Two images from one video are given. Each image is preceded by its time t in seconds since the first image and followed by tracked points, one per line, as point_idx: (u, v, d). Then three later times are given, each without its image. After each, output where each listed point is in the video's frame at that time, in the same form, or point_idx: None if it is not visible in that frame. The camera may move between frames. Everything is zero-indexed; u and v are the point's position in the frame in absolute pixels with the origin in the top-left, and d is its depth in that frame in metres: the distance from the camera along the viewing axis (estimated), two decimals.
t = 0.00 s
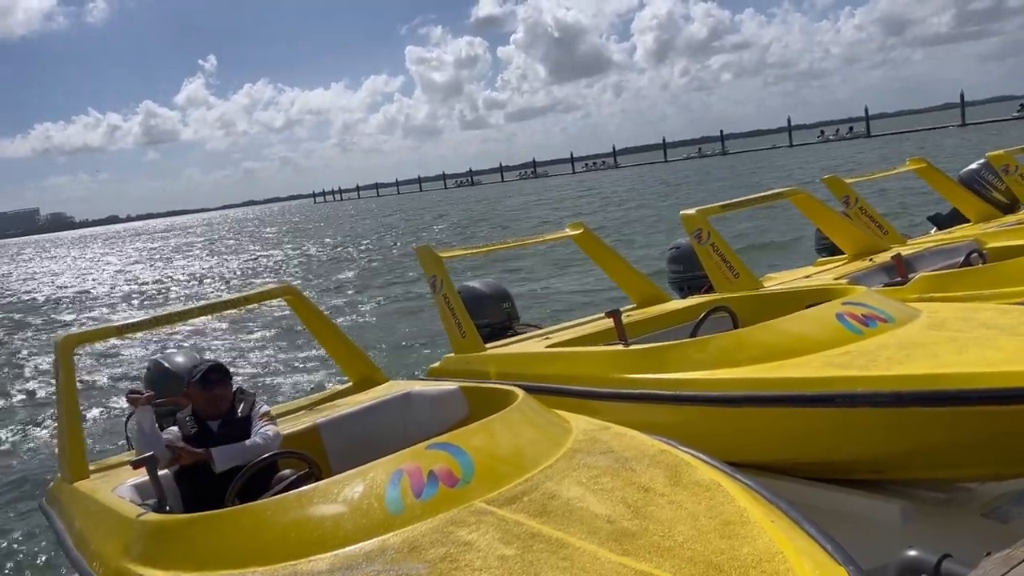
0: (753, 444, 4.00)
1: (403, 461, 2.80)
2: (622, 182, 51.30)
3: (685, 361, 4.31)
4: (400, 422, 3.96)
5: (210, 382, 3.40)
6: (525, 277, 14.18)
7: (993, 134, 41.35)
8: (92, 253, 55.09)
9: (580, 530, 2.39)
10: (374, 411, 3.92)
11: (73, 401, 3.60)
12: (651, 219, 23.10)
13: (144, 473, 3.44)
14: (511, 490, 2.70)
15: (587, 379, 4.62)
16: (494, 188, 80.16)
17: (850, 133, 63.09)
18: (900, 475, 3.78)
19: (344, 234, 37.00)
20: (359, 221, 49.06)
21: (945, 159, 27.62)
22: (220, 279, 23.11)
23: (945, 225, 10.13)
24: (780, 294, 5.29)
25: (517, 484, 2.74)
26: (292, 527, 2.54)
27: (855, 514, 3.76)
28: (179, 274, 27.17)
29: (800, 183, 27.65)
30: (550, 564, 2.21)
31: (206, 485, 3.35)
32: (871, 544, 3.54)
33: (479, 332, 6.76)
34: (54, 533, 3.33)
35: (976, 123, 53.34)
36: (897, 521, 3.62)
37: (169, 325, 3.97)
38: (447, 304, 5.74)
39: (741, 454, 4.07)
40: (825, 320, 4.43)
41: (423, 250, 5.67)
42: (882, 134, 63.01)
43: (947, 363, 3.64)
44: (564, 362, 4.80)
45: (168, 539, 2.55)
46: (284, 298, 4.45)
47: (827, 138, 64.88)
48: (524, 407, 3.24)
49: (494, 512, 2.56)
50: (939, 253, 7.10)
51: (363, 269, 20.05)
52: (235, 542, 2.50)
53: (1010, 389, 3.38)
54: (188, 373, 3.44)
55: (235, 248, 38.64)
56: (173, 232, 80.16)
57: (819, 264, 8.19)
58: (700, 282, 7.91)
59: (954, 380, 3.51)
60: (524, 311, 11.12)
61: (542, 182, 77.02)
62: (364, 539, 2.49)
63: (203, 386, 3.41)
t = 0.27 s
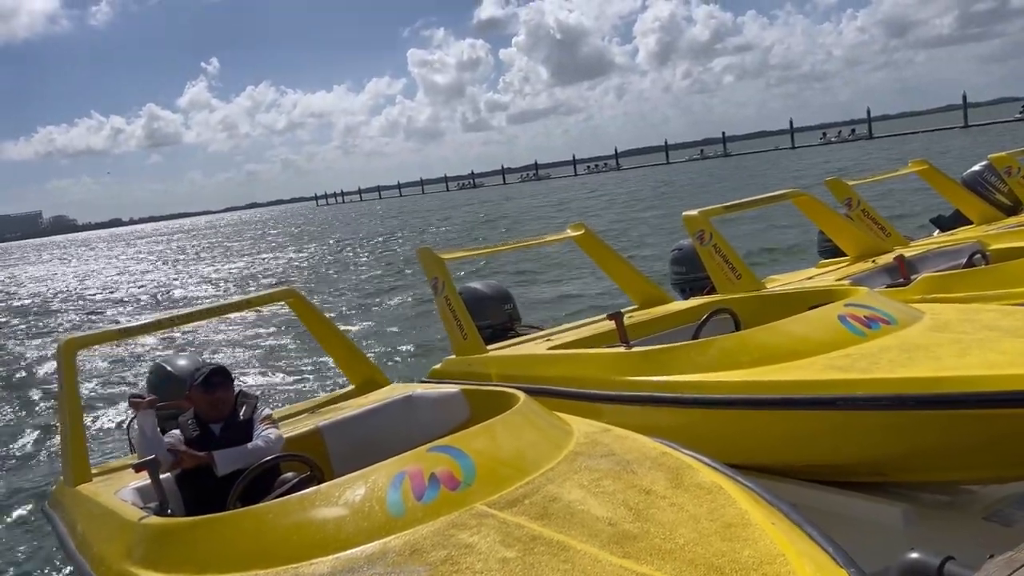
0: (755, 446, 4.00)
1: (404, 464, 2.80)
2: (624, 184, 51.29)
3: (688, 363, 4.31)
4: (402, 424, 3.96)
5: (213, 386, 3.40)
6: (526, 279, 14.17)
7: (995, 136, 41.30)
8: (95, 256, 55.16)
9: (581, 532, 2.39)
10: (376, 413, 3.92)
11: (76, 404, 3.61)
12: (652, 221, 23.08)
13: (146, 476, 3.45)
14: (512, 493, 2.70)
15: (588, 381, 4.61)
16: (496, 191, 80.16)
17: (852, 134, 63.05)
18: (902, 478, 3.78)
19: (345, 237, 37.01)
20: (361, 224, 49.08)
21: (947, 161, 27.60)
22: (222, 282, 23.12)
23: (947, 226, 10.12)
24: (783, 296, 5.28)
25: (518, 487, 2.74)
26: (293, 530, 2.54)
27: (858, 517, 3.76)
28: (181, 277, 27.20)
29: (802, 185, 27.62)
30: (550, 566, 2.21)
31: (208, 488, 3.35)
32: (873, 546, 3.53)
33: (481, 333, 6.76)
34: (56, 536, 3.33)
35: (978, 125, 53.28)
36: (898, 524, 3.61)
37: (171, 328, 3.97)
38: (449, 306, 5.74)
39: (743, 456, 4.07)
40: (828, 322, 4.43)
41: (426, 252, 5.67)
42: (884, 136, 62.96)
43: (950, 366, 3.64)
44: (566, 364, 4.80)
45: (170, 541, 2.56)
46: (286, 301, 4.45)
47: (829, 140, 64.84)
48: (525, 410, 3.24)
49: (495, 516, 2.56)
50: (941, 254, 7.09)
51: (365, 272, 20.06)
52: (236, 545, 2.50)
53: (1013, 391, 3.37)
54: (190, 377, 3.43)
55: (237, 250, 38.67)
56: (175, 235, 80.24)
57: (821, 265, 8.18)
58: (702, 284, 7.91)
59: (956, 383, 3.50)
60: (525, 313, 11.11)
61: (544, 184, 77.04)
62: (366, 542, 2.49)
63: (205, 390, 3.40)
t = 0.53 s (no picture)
0: (758, 446, 3.99)
1: (406, 465, 2.80)
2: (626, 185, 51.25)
3: (690, 364, 4.30)
4: (405, 426, 3.96)
5: (215, 388, 3.39)
6: (528, 280, 14.16)
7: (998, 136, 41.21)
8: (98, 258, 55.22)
9: (584, 534, 2.38)
10: (378, 414, 3.92)
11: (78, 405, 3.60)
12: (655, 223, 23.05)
13: (148, 478, 3.44)
14: (515, 494, 2.69)
15: (591, 382, 4.61)
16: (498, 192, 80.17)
17: (855, 135, 63.00)
18: (906, 478, 3.77)
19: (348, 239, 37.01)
20: (364, 225, 49.08)
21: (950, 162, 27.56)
22: (225, 284, 23.12)
23: (951, 227, 10.11)
24: (785, 296, 5.27)
25: (522, 488, 2.73)
26: (297, 532, 2.53)
27: (860, 518, 3.75)
28: (183, 279, 27.21)
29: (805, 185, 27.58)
30: (553, 568, 2.20)
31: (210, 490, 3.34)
32: (876, 547, 3.53)
33: (483, 335, 6.76)
34: (58, 537, 3.34)
35: (981, 125, 53.18)
36: (901, 524, 3.60)
37: (174, 329, 3.97)
38: (451, 307, 5.74)
39: (746, 457, 4.06)
40: (831, 322, 4.42)
41: (428, 253, 5.66)
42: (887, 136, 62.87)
43: (953, 367, 3.62)
44: (569, 365, 4.79)
45: (173, 543, 2.55)
46: (289, 302, 4.45)
47: (832, 141, 64.79)
48: (527, 411, 3.23)
49: (498, 517, 2.55)
50: (944, 255, 7.07)
51: (367, 274, 20.05)
52: (239, 547, 2.50)
53: (1018, 392, 3.35)
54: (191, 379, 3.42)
55: (240, 252, 38.70)
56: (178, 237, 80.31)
57: (824, 266, 8.17)
58: (704, 285, 7.90)
59: (960, 384, 3.49)
60: (528, 314, 11.10)
61: (546, 185, 77.02)
62: (369, 543, 2.49)
63: (207, 392, 3.40)
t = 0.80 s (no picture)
0: (761, 447, 3.99)
1: (409, 466, 2.80)
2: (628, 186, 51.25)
3: (693, 364, 4.30)
4: (407, 427, 3.96)
5: (217, 389, 3.41)
6: (530, 282, 14.16)
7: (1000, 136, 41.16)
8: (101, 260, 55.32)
9: (587, 535, 2.38)
10: (381, 415, 3.92)
11: (81, 407, 3.61)
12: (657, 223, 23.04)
13: (151, 479, 3.45)
14: (518, 494, 2.69)
15: (593, 383, 4.61)
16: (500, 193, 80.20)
17: (856, 135, 62.96)
18: (909, 479, 3.76)
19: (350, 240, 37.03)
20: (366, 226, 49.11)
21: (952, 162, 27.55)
22: (227, 285, 23.14)
23: (953, 227, 10.11)
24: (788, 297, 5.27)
25: (525, 489, 2.73)
26: (300, 533, 2.53)
27: (863, 518, 3.75)
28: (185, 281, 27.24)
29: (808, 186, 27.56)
30: (557, 569, 2.20)
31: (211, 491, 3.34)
32: (878, 547, 3.53)
33: (485, 336, 6.76)
34: (62, 537, 3.34)
35: (983, 125, 53.12)
36: (904, 525, 3.60)
37: (176, 331, 3.97)
38: (453, 308, 5.74)
39: (749, 457, 4.06)
40: (833, 323, 4.42)
41: (430, 255, 5.67)
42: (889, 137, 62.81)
43: (956, 367, 3.62)
44: (571, 366, 4.79)
45: (176, 544, 2.56)
46: (291, 303, 4.45)
47: (834, 142, 64.73)
48: (530, 411, 3.23)
49: (501, 518, 2.55)
50: (947, 255, 7.07)
51: (369, 275, 20.07)
52: (242, 548, 2.50)
53: (1021, 392, 3.35)
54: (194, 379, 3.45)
55: (242, 254, 38.74)
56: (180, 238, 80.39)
57: (827, 267, 8.17)
58: (706, 285, 7.89)
59: (963, 384, 3.48)
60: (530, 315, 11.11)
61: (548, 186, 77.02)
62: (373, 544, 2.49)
63: (210, 393, 3.42)
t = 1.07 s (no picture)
0: (761, 448, 3.99)
1: (409, 468, 2.80)
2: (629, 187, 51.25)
3: (693, 365, 4.31)
4: (408, 428, 3.97)
5: (218, 392, 3.40)
6: (531, 282, 14.17)
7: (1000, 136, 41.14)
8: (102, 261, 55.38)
9: (586, 536, 2.39)
10: (382, 417, 3.92)
11: (82, 409, 3.62)
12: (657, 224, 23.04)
13: (152, 480, 3.46)
14: (517, 496, 2.70)
15: (593, 384, 4.61)
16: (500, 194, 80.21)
17: (857, 135, 62.92)
18: (908, 480, 3.77)
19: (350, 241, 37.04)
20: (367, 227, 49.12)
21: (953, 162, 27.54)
22: (228, 286, 23.16)
23: (954, 227, 10.11)
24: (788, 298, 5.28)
25: (524, 490, 2.74)
26: (300, 535, 2.54)
27: (863, 519, 3.75)
28: (186, 282, 27.27)
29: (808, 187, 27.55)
30: (556, 570, 2.21)
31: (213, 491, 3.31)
32: (878, 548, 3.53)
33: (485, 337, 6.77)
34: (63, 539, 3.35)
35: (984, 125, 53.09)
36: (905, 526, 3.61)
37: (177, 332, 3.98)
38: (454, 310, 5.75)
39: (749, 459, 4.06)
40: (833, 324, 4.42)
41: (430, 256, 5.67)
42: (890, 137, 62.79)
43: (956, 368, 3.62)
44: (571, 368, 4.80)
45: (176, 545, 2.56)
46: (292, 304, 4.46)
47: (835, 142, 64.59)
48: (530, 413, 3.24)
49: (500, 519, 2.56)
50: (947, 256, 7.07)
51: (369, 276, 20.08)
52: (243, 549, 2.51)
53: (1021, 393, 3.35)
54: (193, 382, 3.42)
55: (243, 255, 38.78)
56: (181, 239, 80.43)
57: (827, 268, 8.17)
58: (707, 287, 7.90)
59: (963, 386, 3.48)
60: (530, 316, 11.12)
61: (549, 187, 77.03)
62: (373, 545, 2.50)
63: (211, 396, 3.40)
